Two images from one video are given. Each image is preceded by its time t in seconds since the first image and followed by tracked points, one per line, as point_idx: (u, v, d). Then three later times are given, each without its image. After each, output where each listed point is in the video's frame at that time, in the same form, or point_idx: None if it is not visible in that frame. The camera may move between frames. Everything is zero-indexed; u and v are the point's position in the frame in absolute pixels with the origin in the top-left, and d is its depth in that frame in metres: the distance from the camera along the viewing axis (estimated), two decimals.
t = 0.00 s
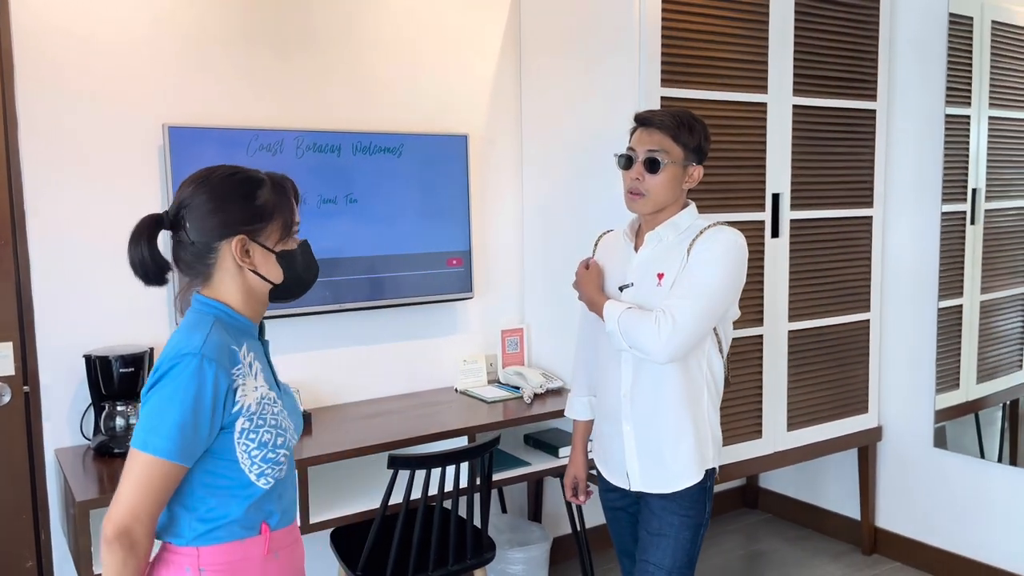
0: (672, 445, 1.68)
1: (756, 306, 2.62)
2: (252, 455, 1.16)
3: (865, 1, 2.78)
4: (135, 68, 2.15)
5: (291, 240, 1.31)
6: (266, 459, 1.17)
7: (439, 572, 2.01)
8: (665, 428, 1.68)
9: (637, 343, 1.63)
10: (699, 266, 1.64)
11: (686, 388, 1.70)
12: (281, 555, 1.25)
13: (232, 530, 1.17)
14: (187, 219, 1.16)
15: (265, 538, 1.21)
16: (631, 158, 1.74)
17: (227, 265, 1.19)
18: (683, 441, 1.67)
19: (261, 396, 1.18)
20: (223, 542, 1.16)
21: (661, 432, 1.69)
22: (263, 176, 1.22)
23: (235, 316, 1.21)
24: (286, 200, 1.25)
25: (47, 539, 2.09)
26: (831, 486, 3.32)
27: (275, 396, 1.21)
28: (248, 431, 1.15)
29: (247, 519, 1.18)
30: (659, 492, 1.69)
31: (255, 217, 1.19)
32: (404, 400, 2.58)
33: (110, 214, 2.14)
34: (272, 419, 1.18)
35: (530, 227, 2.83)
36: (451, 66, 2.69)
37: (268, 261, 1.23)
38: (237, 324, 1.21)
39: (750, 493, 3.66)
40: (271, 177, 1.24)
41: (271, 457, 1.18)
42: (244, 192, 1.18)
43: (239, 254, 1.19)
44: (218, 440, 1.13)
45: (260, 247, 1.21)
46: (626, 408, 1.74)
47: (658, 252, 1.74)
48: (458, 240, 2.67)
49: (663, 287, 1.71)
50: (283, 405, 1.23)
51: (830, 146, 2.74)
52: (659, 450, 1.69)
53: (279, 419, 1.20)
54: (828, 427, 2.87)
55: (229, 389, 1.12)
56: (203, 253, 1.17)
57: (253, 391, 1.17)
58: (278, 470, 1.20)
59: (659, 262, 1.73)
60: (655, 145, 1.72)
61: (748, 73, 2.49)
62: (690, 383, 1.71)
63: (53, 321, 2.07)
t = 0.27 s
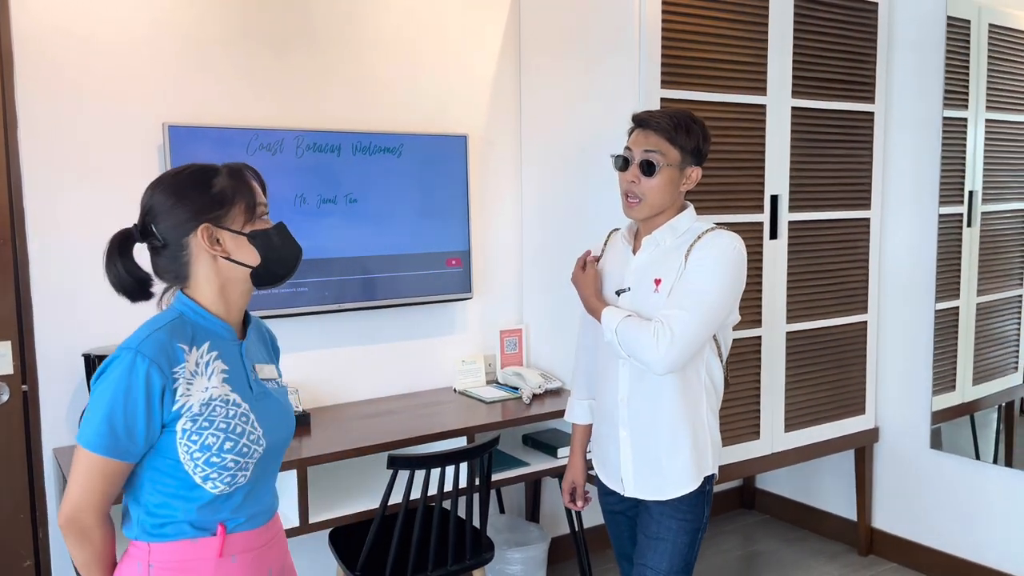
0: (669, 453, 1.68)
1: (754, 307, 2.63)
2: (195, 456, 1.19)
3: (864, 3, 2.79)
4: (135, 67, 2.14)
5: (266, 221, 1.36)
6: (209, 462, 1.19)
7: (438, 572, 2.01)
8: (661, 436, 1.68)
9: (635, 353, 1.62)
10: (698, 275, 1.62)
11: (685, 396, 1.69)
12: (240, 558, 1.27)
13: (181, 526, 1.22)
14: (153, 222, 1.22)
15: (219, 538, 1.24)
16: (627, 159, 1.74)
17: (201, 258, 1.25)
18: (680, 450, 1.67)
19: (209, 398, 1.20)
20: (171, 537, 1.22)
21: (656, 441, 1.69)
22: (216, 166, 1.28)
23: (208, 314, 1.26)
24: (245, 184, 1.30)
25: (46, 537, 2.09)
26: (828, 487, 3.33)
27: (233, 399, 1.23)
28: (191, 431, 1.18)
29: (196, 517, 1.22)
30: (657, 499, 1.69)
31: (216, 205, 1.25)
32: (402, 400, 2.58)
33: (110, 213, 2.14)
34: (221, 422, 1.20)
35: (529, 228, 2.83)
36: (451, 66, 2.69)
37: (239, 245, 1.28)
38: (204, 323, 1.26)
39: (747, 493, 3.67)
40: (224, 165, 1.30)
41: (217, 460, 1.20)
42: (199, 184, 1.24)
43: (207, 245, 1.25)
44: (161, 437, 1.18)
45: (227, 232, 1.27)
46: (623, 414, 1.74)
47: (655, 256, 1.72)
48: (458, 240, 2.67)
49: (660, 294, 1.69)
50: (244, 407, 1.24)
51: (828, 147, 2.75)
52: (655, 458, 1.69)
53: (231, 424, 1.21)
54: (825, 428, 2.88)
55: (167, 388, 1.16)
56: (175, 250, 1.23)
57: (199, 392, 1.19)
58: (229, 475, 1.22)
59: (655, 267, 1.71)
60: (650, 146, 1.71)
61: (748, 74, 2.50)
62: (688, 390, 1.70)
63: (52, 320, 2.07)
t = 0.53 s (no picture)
0: (672, 459, 1.67)
1: (757, 310, 2.63)
2: (166, 452, 1.21)
3: (867, 7, 2.79)
4: (139, 66, 2.15)
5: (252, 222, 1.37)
6: (181, 457, 1.22)
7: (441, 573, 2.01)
8: (664, 442, 1.68)
9: (634, 358, 1.61)
10: (697, 280, 1.61)
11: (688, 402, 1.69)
12: (219, 556, 1.29)
13: (157, 523, 1.24)
14: (140, 222, 1.24)
15: (197, 535, 1.26)
16: (619, 167, 1.73)
17: (185, 263, 1.27)
18: (684, 456, 1.67)
19: (179, 394, 1.22)
20: (148, 535, 1.24)
21: (657, 447, 1.69)
22: (207, 167, 1.29)
23: (184, 314, 1.28)
24: (234, 187, 1.31)
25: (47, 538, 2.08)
26: (829, 491, 3.32)
27: (205, 395, 1.25)
28: (161, 428, 1.20)
29: (172, 514, 1.25)
30: (663, 505, 1.68)
31: (203, 209, 1.26)
32: (404, 401, 2.58)
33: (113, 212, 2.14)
34: (192, 418, 1.22)
35: (531, 229, 2.83)
36: (454, 67, 2.69)
37: (226, 250, 1.30)
38: (177, 322, 1.27)
39: (748, 497, 3.66)
40: (215, 165, 1.30)
41: (188, 456, 1.22)
42: (188, 188, 1.25)
43: (193, 250, 1.27)
44: (132, 435, 1.20)
45: (215, 239, 1.28)
46: (626, 420, 1.73)
47: (654, 262, 1.72)
48: (461, 241, 2.67)
49: (660, 300, 1.69)
50: (217, 403, 1.26)
51: (831, 151, 2.74)
52: (659, 464, 1.68)
53: (203, 420, 1.23)
54: (827, 431, 2.88)
55: (135, 386, 1.18)
56: (160, 253, 1.25)
57: (169, 389, 1.21)
58: (202, 471, 1.24)
59: (654, 273, 1.71)
60: (640, 153, 1.70)
61: (751, 77, 2.50)
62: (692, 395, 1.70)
63: (55, 319, 2.07)
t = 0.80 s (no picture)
0: (675, 468, 1.67)
1: (765, 313, 2.63)
2: (181, 449, 1.22)
3: (877, 10, 2.78)
4: (149, 67, 2.15)
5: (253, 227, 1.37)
6: (195, 454, 1.23)
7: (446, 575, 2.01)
8: (669, 450, 1.67)
9: (636, 367, 1.59)
10: (705, 291, 1.60)
11: (693, 412, 1.68)
12: (230, 551, 1.30)
13: (169, 520, 1.24)
14: (144, 236, 1.23)
15: (209, 532, 1.27)
16: (631, 161, 1.73)
17: (194, 274, 1.28)
18: (690, 464, 1.66)
19: (192, 392, 1.23)
20: (162, 531, 1.24)
21: (661, 454, 1.68)
22: (208, 178, 1.27)
23: (189, 312, 1.29)
24: (235, 196, 1.31)
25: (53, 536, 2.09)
26: (836, 495, 3.31)
27: (216, 392, 1.26)
28: (175, 426, 1.21)
29: (185, 510, 1.25)
30: (667, 514, 1.68)
31: (208, 223, 1.26)
32: (410, 402, 2.58)
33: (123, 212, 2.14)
34: (205, 415, 1.23)
35: (539, 231, 2.82)
36: (463, 69, 2.69)
37: (232, 259, 1.31)
38: (185, 320, 1.28)
39: (754, 501, 3.65)
40: (215, 174, 1.29)
41: (201, 453, 1.23)
42: (192, 202, 1.24)
43: (200, 262, 1.27)
44: (146, 433, 1.21)
45: (220, 249, 1.29)
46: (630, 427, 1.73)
47: (661, 270, 1.70)
48: (468, 242, 2.67)
49: (665, 310, 1.68)
50: (227, 400, 1.27)
51: (840, 154, 2.74)
52: (664, 471, 1.68)
53: (215, 416, 1.24)
54: (834, 435, 2.87)
55: (151, 385, 1.19)
56: (166, 264, 1.25)
57: (182, 387, 1.22)
58: (214, 467, 1.25)
59: (660, 282, 1.70)
60: (655, 146, 1.70)
61: (760, 80, 2.50)
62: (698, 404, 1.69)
63: (64, 318, 2.08)
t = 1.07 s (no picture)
0: (681, 476, 1.65)
1: (778, 316, 2.61)
2: (200, 441, 1.22)
3: (892, 11, 2.76)
4: (163, 66, 2.15)
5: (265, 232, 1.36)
6: (215, 446, 1.23)
7: None
8: (673, 462, 1.66)
9: (649, 380, 1.58)
10: (718, 309, 1.58)
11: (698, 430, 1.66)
12: (252, 546, 1.30)
13: (191, 514, 1.24)
14: (154, 230, 1.23)
15: (231, 526, 1.27)
16: (643, 172, 1.70)
17: (196, 273, 1.27)
18: (694, 478, 1.65)
19: (210, 384, 1.23)
20: (186, 525, 1.24)
21: (664, 465, 1.67)
22: (223, 183, 1.26)
23: (198, 309, 1.29)
24: (248, 204, 1.29)
25: (65, 535, 2.09)
26: (848, 500, 3.29)
27: (232, 385, 1.26)
28: (194, 418, 1.21)
29: (208, 503, 1.25)
30: (672, 526, 1.66)
31: (216, 229, 1.25)
32: (421, 403, 2.57)
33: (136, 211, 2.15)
34: (223, 407, 1.23)
35: (550, 233, 2.81)
36: (475, 71, 2.68)
37: (235, 266, 1.30)
38: (196, 317, 1.28)
39: (765, 505, 3.63)
40: (232, 181, 1.27)
41: (220, 444, 1.23)
42: (203, 207, 1.23)
43: (204, 263, 1.27)
44: (167, 427, 1.21)
45: (226, 254, 1.28)
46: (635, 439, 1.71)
47: (678, 281, 1.68)
48: (479, 243, 2.66)
49: (681, 322, 1.66)
50: (242, 393, 1.27)
51: (854, 156, 2.72)
52: (667, 482, 1.66)
53: (233, 407, 1.25)
54: (847, 440, 2.84)
55: (170, 378, 1.19)
56: (171, 259, 1.25)
57: (200, 380, 1.22)
58: (234, 458, 1.25)
59: (676, 296, 1.68)
60: (666, 157, 1.67)
61: (774, 81, 2.48)
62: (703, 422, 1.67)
63: (77, 318, 2.08)
